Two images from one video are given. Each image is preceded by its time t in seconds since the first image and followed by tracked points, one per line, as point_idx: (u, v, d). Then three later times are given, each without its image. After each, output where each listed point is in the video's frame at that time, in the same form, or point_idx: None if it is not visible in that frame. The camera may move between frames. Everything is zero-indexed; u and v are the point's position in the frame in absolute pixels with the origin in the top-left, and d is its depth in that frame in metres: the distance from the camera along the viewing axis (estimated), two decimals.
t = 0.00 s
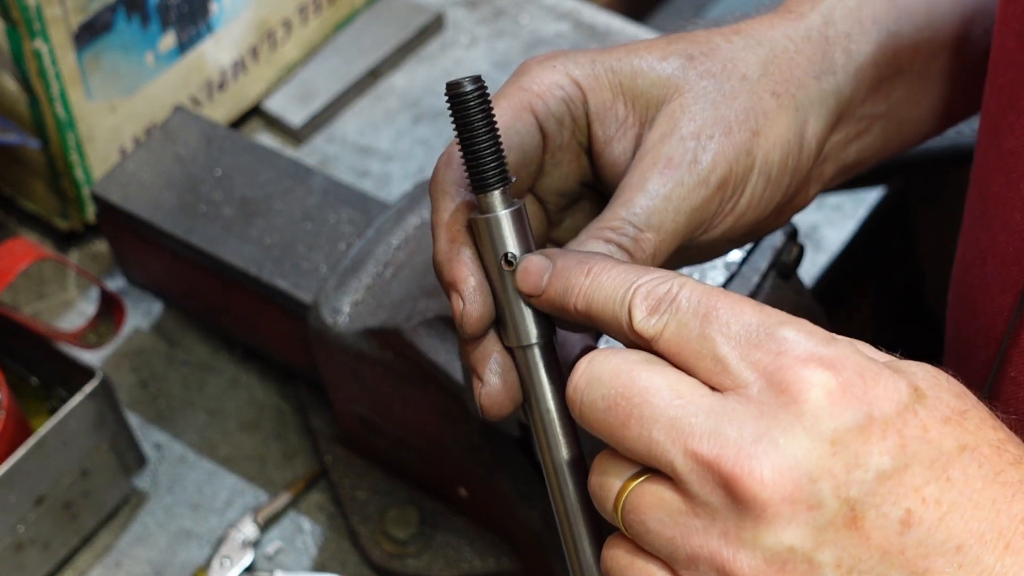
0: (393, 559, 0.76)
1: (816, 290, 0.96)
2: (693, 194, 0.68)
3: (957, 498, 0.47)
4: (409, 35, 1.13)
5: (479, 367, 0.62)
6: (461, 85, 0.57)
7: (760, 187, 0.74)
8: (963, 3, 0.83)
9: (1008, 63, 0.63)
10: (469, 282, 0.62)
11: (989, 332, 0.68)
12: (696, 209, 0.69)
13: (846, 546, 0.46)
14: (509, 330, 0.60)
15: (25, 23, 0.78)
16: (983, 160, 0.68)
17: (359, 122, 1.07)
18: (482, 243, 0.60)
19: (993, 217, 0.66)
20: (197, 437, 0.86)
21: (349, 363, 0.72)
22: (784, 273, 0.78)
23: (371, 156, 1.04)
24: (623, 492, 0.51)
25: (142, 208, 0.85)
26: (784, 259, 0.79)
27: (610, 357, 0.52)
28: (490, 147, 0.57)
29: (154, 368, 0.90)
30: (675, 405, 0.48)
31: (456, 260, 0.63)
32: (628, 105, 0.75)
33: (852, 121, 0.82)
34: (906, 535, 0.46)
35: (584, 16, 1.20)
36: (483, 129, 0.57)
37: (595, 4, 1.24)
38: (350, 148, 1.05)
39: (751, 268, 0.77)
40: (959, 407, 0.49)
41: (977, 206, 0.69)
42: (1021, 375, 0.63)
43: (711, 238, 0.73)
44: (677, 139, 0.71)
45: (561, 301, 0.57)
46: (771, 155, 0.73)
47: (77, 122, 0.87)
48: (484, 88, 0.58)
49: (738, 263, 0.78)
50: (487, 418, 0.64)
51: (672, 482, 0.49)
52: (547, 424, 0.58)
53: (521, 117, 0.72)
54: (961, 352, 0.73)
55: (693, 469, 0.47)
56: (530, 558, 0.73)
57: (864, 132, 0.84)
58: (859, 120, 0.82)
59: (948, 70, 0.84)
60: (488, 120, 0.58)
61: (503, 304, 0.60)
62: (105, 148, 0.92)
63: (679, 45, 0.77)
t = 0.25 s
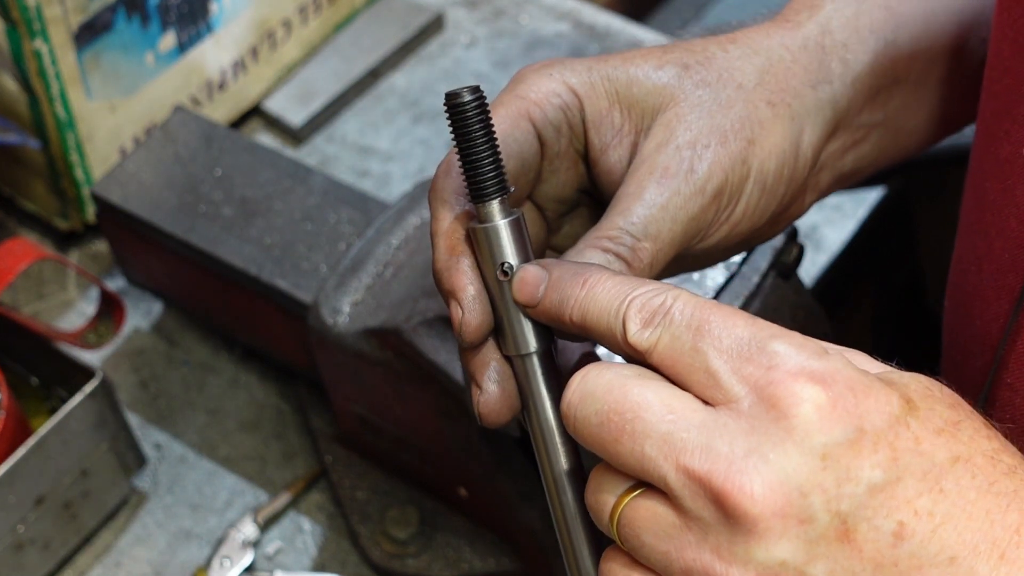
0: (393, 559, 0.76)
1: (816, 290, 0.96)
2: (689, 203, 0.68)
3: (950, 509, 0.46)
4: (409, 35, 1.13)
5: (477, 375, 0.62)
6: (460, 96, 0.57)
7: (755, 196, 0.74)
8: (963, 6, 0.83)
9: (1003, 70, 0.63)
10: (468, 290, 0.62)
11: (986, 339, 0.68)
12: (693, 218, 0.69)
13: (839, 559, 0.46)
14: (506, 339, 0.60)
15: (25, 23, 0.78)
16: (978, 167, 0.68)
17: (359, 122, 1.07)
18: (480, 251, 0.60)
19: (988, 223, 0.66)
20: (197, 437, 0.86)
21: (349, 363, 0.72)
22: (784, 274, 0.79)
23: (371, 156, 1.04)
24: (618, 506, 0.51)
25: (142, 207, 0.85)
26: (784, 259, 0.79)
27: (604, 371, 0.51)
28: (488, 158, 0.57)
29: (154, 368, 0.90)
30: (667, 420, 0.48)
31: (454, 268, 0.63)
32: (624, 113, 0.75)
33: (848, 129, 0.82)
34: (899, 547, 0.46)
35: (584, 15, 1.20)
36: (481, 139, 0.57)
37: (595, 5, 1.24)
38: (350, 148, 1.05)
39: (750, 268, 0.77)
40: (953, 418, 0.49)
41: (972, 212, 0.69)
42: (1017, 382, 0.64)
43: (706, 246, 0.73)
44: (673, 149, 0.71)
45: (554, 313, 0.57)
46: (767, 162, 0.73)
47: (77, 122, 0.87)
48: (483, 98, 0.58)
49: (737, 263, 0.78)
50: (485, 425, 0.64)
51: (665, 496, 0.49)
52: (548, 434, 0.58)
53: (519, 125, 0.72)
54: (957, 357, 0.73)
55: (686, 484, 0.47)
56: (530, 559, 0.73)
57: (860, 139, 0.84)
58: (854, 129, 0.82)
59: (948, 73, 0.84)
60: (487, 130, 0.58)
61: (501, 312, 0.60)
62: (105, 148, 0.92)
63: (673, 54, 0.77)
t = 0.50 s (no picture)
0: (393, 559, 0.76)
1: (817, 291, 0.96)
2: (683, 200, 0.69)
3: (936, 508, 0.46)
4: (409, 35, 1.13)
5: (472, 371, 0.62)
6: (452, 94, 0.57)
7: (749, 194, 0.73)
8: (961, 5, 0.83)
9: (998, 70, 0.63)
10: (463, 286, 0.62)
11: (980, 339, 0.68)
12: (687, 216, 0.69)
13: (824, 557, 0.46)
14: (501, 335, 0.60)
15: (25, 23, 0.78)
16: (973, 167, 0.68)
17: (359, 122, 1.07)
18: (473, 248, 0.60)
19: (982, 223, 0.66)
20: (197, 437, 0.86)
21: (349, 363, 0.72)
22: (784, 274, 0.79)
23: (372, 156, 1.04)
24: (608, 505, 0.51)
25: (142, 207, 0.85)
26: (784, 259, 0.79)
27: (593, 372, 0.52)
28: (480, 155, 0.57)
29: (154, 368, 0.90)
30: (654, 419, 0.48)
31: (447, 265, 0.63)
32: (618, 111, 0.75)
33: (843, 128, 0.82)
34: (884, 546, 0.46)
35: (584, 15, 1.20)
36: (473, 137, 0.57)
37: (595, 5, 1.24)
38: (350, 148, 1.05)
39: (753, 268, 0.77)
40: (939, 417, 0.48)
41: (967, 212, 0.69)
42: (1010, 382, 0.64)
43: (699, 243, 0.73)
44: (667, 146, 0.71)
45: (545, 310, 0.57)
46: (761, 160, 0.73)
47: (77, 122, 0.87)
48: (474, 95, 0.58)
49: (737, 263, 0.78)
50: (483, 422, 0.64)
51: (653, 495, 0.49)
52: (544, 429, 0.58)
53: (514, 122, 0.72)
54: (952, 357, 0.73)
55: (672, 483, 0.47)
56: (529, 559, 0.73)
57: (856, 138, 0.84)
58: (850, 128, 0.82)
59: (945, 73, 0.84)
60: (479, 128, 0.58)
61: (495, 308, 0.60)
62: (105, 148, 0.92)
63: (670, 53, 0.77)
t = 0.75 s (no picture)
0: (393, 559, 0.76)
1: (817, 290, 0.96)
2: (675, 202, 0.69)
3: (922, 510, 0.46)
4: (409, 35, 1.13)
5: (466, 373, 0.62)
6: (441, 96, 0.57)
7: (741, 196, 0.73)
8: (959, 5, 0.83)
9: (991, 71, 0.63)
10: (454, 289, 0.62)
11: (974, 339, 0.68)
12: (679, 218, 0.69)
13: (810, 559, 0.46)
14: (493, 337, 0.60)
15: (25, 23, 0.78)
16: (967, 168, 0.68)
17: (359, 123, 1.07)
18: (464, 250, 0.60)
19: (977, 223, 0.66)
20: (197, 437, 0.86)
21: (349, 363, 0.72)
22: (784, 274, 0.79)
23: (372, 157, 1.04)
24: (596, 507, 0.51)
25: (142, 207, 0.85)
26: (784, 259, 0.79)
27: (581, 375, 0.52)
28: (470, 157, 0.57)
29: (154, 368, 0.90)
30: (641, 422, 0.48)
31: (439, 267, 0.63)
32: (610, 112, 0.75)
33: (837, 130, 0.82)
34: (870, 548, 0.45)
35: (584, 16, 1.20)
36: (463, 139, 0.57)
37: (595, 5, 1.23)
38: (350, 148, 1.05)
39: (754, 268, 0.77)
40: (925, 418, 0.48)
41: (961, 212, 0.69)
42: (1003, 382, 0.64)
43: (692, 244, 0.73)
44: (659, 147, 0.71)
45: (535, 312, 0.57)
46: (753, 161, 0.73)
47: (77, 122, 0.87)
48: (463, 98, 0.58)
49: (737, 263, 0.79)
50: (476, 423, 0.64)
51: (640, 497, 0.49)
52: (537, 432, 0.58)
53: (506, 124, 0.72)
54: (946, 356, 0.73)
55: (658, 486, 0.47)
56: (529, 559, 0.73)
57: (850, 139, 0.84)
58: (844, 129, 0.82)
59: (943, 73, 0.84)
60: (469, 130, 0.58)
61: (488, 310, 0.60)
62: (105, 148, 0.92)
63: (662, 55, 0.77)
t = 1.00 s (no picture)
0: (393, 559, 0.76)
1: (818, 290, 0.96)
2: (668, 208, 0.69)
3: (911, 512, 0.46)
4: (409, 35, 1.12)
5: (458, 379, 0.62)
6: (429, 106, 0.57)
7: (734, 201, 0.73)
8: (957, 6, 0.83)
9: (986, 72, 0.63)
10: (445, 295, 0.62)
11: (968, 339, 0.68)
12: (672, 223, 0.69)
13: (799, 562, 0.46)
14: (486, 342, 0.60)
15: (25, 23, 0.78)
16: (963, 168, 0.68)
17: (359, 122, 1.07)
18: (455, 256, 0.60)
19: (971, 224, 0.66)
20: (197, 437, 0.86)
21: (349, 363, 0.72)
22: (784, 274, 0.79)
23: (372, 157, 1.04)
24: (589, 510, 0.51)
25: (142, 207, 0.85)
26: (784, 259, 0.79)
27: (572, 380, 0.52)
28: (459, 164, 0.58)
29: (154, 368, 0.90)
30: (631, 426, 0.48)
31: (430, 275, 0.63)
32: (603, 118, 0.75)
33: (830, 133, 0.81)
34: (859, 550, 0.46)
35: (584, 15, 1.20)
36: (451, 147, 0.57)
37: (596, 5, 1.23)
38: (350, 148, 1.05)
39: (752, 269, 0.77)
40: (914, 421, 0.48)
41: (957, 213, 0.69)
42: (997, 382, 0.64)
43: (686, 248, 0.73)
44: (653, 153, 0.71)
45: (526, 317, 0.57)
46: (745, 167, 0.73)
47: (77, 122, 0.87)
48: (451, 106, 0.58)
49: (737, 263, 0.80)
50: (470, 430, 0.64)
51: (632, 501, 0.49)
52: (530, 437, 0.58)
53: (499, 129, 0.72)
54: (941, 357, 0.73)
55: (648, 489, 0.47)
56: (531, 559, 0.73)
57: (843, 143, 0.83)
58: (837, 132, 0.82)
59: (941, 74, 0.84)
60: (458, 138, 0.58)
61: (480, 316, 0.60)
62: (106, 148, 0.92)
63: (653, 62, 0.77)
